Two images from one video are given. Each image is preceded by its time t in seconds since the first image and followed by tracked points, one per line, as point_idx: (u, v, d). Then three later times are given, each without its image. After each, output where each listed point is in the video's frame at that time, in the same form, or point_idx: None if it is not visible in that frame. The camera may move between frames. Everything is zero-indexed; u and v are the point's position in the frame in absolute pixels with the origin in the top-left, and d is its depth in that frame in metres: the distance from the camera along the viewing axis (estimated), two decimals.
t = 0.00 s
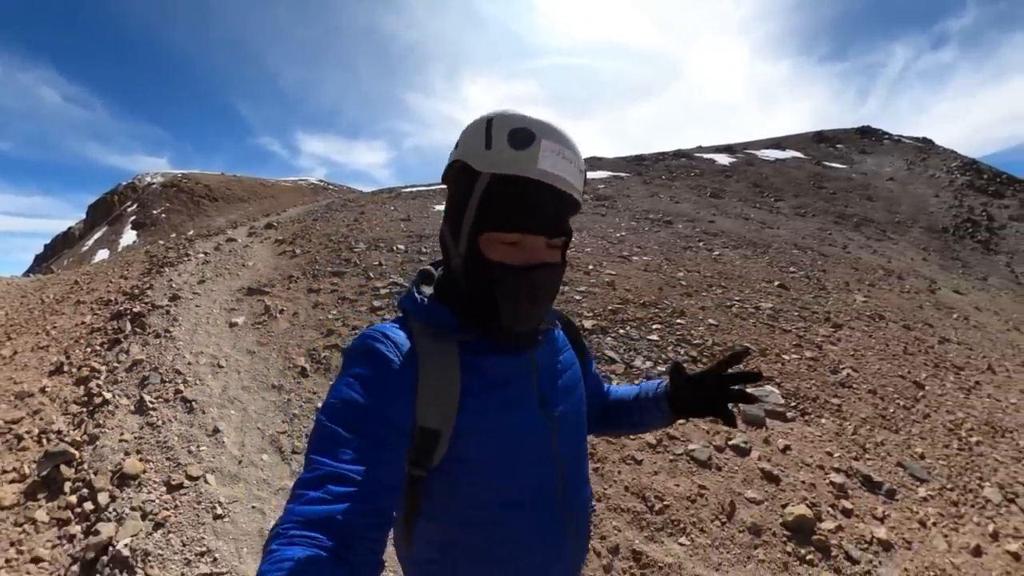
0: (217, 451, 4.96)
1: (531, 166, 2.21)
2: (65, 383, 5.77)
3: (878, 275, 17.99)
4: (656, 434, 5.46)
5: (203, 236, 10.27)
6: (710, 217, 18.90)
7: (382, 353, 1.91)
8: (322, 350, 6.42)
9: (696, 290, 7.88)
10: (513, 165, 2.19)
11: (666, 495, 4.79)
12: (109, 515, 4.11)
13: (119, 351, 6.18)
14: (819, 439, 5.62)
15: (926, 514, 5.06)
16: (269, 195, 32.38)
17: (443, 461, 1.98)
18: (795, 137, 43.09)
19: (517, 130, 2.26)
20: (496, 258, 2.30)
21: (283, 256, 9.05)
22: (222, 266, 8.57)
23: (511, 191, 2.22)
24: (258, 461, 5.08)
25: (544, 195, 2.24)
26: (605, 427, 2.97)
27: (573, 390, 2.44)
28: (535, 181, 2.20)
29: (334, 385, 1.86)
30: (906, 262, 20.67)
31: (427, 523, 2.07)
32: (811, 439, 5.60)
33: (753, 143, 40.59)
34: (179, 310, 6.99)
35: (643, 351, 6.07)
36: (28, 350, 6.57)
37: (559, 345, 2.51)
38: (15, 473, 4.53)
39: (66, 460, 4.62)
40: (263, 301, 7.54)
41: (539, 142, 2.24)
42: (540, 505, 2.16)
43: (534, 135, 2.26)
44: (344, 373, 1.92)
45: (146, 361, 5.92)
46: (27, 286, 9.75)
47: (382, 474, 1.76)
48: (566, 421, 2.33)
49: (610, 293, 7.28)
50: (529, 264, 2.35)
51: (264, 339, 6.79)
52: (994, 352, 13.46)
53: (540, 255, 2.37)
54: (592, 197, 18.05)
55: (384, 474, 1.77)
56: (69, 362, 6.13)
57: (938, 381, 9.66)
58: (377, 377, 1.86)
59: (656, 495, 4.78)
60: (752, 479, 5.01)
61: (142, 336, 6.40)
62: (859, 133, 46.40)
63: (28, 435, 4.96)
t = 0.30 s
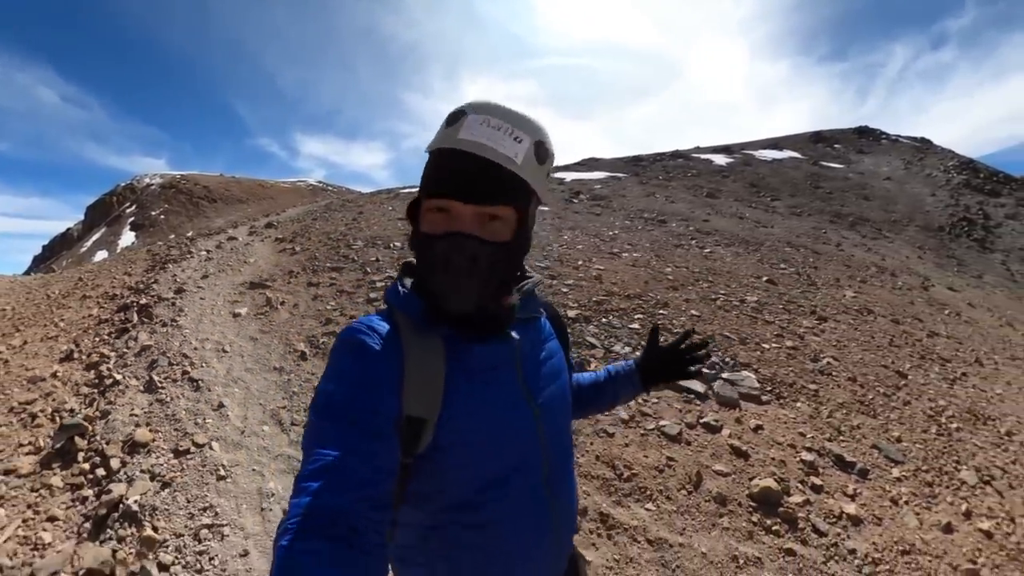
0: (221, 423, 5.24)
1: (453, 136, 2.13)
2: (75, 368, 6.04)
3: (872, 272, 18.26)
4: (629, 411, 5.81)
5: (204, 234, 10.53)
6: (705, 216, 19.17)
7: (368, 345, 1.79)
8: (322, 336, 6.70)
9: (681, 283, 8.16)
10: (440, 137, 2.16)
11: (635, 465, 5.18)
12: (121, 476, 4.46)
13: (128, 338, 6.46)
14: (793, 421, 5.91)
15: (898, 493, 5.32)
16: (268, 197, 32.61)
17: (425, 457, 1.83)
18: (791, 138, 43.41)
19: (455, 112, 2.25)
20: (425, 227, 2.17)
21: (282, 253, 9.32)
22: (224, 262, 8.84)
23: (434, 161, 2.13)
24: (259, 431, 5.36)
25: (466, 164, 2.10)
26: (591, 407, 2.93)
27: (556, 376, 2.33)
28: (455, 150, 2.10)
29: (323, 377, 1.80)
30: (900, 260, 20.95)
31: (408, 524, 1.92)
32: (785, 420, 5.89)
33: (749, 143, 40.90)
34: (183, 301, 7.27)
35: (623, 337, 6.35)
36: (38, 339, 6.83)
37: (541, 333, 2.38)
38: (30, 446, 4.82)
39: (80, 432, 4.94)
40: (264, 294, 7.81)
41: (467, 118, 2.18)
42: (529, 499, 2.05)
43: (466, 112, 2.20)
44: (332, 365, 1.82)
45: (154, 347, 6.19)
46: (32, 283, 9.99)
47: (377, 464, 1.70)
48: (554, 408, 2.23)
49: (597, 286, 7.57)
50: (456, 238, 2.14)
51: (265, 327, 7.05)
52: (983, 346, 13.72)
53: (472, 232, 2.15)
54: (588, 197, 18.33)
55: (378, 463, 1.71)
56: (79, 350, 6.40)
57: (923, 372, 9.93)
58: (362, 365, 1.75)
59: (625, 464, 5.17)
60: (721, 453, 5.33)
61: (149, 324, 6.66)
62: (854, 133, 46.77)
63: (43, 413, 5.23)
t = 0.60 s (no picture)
0: (218, 408, 5.45)
1: (508, 171, 2.25)
2: (77, 361, 6.22)
3: (864, 271, 18.53)
4: (603, 399, 6.07)
5: (201, 235, 10.70)
6: (698, 216, 19.44)
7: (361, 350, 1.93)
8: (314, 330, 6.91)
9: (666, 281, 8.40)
10: (490, 167, 2.24)
11: (605, 448, 5.46)
12: (124, 455, 4.69)
13: (129, 332, 6.65)
14: (767, 411, 6.18)
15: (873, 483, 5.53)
16: (264, 198, 32.69)
17: (421, 459, 2.00)
18: (786, 138, 43.75)
19: (498, 133, 2.30)
20: (463, 256, 2.29)
21: (278, 253, 9.51)
22: (221, 261, 9.02)
23: (484, 193, 2.24)
24: (254, 415, 5.60)
25: (517, 203, 2.27)
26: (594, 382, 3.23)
27: (546, 377, 2.51)
28: (511, 187, 2.24)
29: (319, 384, 1.91)
30: (893, 259, 21.23)
31: (409, 522, 2.13)
32: (758, 410, 6.16)
33: (743, 144, 41.24)
34: (182, 298, 7.46)
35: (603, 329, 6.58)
36: (40, 335, 7.00)
37: (529, 334, 2.61)
38: (36, 431, 5.02)
39: (85, 417, 5.12)
40: (260, 291, 8.00)
41: (519, 148, 2.28)
42: (521, 500, 2.21)
43: (516, 136, 2.30)
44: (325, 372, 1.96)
45: (154, 339, 6.39)
46: (31, 282, 10.12)
47: (372, 465, 1.80)
48: (543, 411, 2.38)
49: (584, 283, 7.80)
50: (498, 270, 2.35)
51: (261, 322, 7.23)
52: (970, 342, 13.97)
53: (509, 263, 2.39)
54: (582, 197, 18.55)
55: (374, 465, 1.80)
56: (81, 344, 6.58)
57: (908, 366, 10.16)
58: (354, 370, 1.88)
59: (595, 447, 5.44)
60: (690, 439, 5.60)
61: (149, 319, 6.85)
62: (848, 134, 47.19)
63: (48, 402, 5.41)
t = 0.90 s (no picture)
0: (213, 393, 5.69)
1: (554, 166, 2.26)
2: (75, 354, 6.39)
3: (850, 268, 18.93)
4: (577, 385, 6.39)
5: (194, 234, 10.85)
6: (686, 216, 19.78)
7: (384, 332, 1.95)
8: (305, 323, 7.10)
9: (648, 276, 8.68)
10: (538, 160, 2.25)
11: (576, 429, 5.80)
12: (124, 436, 4.95)
13: (126, 325, 6.82)
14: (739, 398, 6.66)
15: (845, 467, 5.96)
16: (256, 199, 32.71)
17: (441, 446, 2.03)
18: (775, 139, 44.32)
19: (543, 125, 2.29)
20: (508, 246, 2.34)
21: (270, 251, 9.70)
22: (214, 259, 9.20)
23: (532, 186, 2.26)
24: (247, 400, 5.85)
25: (564, 195, 2.31)
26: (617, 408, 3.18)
27: (570, 371, 2.54)
28: (558, 182, 2.28)
29: (338, 363, 1.93)
30: (879, 257, 21.66)
31: (421, 512, 2.10)
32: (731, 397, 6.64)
33: (733, 145, 41.75)
34: (177, 293, 7.63)
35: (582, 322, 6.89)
36: (37, 330, 7.15)
37: (557, 329, 2.62)
38: (38, 417, 5.24)
39: (85, 403, 5.35)
40: (253, 287, 8.18)
41: (563, 142, 2.29)
42: (540, 490, 2.25)
43: (563, 129, 2.28)
44: (347, 351, 1.97)
45: (151, 331, 6.58)
46: (25, 281, 10.22)
47: (388, 444, 1.82)
48: (564, 405, 2.41)
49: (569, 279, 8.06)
50: (542, 258, 2.43)
51: (255, 316, 7.41)
52: (953, 336, 14.32)
53: (553, 249, 2.46)
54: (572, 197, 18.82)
55: (390, 444, 1.82)
56: (79, 338, 6.75)
57: (887, 358, 10.48)
58: (375, 352, 1.90)
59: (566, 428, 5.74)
60: (659, 422, 6.05)
61: (145, 313, 7.04)
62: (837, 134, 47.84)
63: (48, 391, 5.60)
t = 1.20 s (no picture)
0: (202, 378, 6.16)
1: (558, 183, 2.30)
2: (66, 349, 6.65)
3: (819, 264, 19.75)
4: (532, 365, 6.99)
5: (174, 235, 11.01)
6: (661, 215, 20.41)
7: (374, 349, 1.93)
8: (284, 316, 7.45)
9: (615, 272, 9.18)
10: (541, 176, 2.27)
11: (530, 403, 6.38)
12: (120, 416, 5.51)
13: (115, 322, 7.09)
14: (694, 378, 7.44)
15: (790, 442, 6.68)
16: (235, 200, 32.49)
17: (431, 461, 2.01)
18: (750, 140, 45.49)
19: (545, 144, 2.34)
20: (504, 263, 2.30)
21: (252, 250, 9.95)
22: (196, 259, 9.42)
23: (533, 201, 2.26)
24: (235, 382, 6.30)
25: (564, 213, 2.33)
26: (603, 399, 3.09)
27: (556, 380, 2.55)
28: (560, 199, 2.29)
29: (325, 380, 1.91)
30: (848, 253, 22.56)
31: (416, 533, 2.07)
32: (685, 378, 7.38)
33: (710, 146, 42.74)
34: (162, 290, 7.88)
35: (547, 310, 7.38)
36: (25, 327, 7.33)
37: (542, 338, 2.64)
38: (35, 405, 5.71)
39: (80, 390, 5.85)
40: (236, 284, 8.45)
41: (565, 161, 2.35)
42: (533, 502, 2.23)
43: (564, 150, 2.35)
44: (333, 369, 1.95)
45: (141, 325, 6.90)
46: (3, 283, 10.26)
47: (379, 462, 1.81)
48: (553, 414, 2.43)
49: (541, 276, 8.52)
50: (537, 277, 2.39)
51: (239, 311, 7.68)
52: (915, 327, 15.10)
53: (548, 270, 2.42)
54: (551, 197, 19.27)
55: (380, 461, 1.81)
56: (68, 334, 6.97)
57: (845, 346, 11.14)
58: (364, 370, 1.87)
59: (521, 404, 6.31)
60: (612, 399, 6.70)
61: (132, 310, 7.29)
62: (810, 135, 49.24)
63: (43, 383, 6.01)
